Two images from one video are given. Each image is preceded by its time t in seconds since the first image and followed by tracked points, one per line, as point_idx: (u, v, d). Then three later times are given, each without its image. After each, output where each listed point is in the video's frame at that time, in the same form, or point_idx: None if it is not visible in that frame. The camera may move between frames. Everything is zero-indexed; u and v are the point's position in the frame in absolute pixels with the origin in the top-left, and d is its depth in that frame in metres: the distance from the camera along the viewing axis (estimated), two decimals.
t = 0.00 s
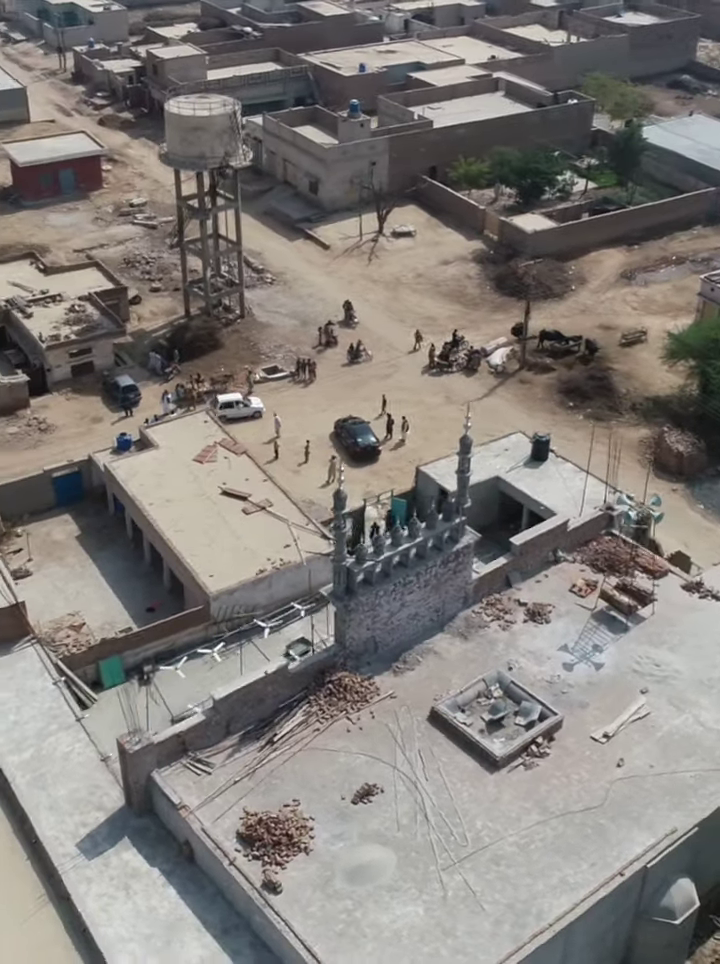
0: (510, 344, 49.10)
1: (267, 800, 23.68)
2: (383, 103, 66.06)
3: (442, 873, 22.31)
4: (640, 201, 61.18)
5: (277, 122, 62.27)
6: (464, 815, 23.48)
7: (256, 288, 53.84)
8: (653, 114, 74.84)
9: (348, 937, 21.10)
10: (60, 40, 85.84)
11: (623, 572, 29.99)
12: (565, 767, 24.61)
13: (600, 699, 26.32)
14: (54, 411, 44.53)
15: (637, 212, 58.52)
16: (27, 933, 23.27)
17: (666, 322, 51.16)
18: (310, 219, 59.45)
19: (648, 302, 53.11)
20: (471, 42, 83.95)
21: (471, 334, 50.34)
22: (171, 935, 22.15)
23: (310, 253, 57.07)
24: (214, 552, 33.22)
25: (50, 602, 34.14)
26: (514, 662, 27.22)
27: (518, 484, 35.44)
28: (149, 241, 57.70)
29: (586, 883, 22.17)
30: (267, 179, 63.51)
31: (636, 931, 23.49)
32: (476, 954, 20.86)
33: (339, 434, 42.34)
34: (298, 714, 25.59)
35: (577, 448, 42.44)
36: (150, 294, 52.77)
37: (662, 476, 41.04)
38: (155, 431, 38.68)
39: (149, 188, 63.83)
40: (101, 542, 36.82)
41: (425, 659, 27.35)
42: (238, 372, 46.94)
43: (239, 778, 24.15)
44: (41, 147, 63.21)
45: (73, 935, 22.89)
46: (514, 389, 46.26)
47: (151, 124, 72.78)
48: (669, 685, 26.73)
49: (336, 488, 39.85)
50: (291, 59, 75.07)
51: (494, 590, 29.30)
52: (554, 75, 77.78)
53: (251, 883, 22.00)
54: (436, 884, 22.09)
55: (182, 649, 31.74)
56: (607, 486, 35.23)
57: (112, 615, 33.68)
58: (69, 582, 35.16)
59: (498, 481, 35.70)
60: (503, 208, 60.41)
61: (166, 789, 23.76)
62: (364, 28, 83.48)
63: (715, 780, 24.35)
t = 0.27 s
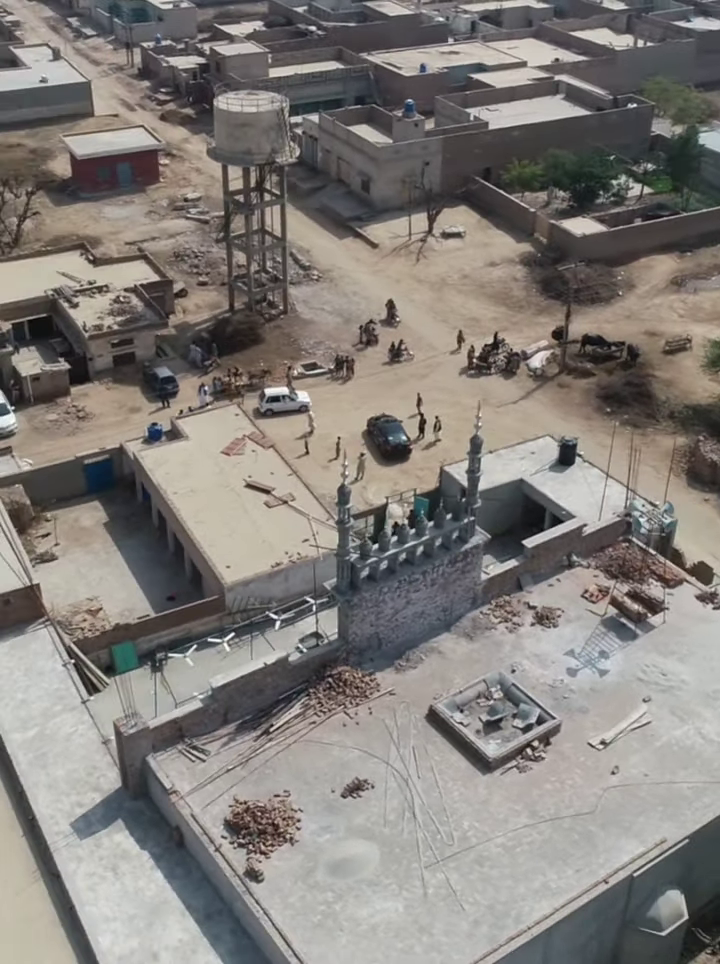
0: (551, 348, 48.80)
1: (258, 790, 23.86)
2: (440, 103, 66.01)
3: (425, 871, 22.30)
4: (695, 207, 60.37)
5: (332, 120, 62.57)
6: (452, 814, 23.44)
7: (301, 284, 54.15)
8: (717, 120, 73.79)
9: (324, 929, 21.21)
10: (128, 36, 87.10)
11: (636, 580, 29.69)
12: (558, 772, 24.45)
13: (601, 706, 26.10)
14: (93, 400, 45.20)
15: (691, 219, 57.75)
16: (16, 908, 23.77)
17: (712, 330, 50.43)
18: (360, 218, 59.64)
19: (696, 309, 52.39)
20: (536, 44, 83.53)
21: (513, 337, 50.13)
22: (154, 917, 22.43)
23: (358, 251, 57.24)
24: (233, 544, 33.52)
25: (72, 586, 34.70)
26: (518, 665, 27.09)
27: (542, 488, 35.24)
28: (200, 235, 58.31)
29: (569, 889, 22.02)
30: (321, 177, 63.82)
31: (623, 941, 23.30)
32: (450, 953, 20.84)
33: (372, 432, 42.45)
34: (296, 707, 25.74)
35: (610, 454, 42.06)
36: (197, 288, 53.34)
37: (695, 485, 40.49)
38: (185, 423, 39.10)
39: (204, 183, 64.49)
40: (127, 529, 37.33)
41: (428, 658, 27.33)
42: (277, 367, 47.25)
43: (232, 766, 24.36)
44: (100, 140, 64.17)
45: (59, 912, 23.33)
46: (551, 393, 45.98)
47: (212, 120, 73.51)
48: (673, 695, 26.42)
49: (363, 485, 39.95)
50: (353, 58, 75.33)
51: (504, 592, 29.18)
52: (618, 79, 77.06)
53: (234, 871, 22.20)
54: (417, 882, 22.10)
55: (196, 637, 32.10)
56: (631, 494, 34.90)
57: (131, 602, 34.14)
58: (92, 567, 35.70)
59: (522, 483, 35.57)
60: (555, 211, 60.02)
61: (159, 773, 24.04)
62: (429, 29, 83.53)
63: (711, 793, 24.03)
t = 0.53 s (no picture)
0: (582, 352, 48.52)
1: (242, 778, 24.07)
2: (487, 104, 65.87)
3: (400, 866, 22.35)
4: None
5: (377, 120, 62.73)
6: (433, 811, 23.47)
7: (336, 282, 54.37)
8: None
9: (295, 919, 21.37)
10: (184, 34, 88.04)
11: (640, 585, 29.47)
12: (544, 774, 24.36)
13: (593, 710, 25.96)
14: (123, 390, 45.77)
15: None
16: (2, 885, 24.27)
17: None
18: (400, 217, 59.74)
19: None
20: (590, 47, 83.00)
21: (545, 340, 49.91)
22: (132, 899, 22.74)
23: (395, 251, 57.33)
24: (244, 537, 33.81)
25: (86, 573, 35.22)
26: (512, 666, 27.03)
27: (556, 491, 35.10)
28: (240, 231, 58.76)
29: (543, 891, 21.95)
30: (364, 176, 64.01)
31: (600, 946, 23.17)
32: (418, 948, 20.89)
33: (394, 430, 42.55)
34: (287, 698, 25.92)
35: (633, 461, 41.74)
36: (233, 283, 53.79)
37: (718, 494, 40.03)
38: (207, 416, 39.49)
39: (248, 179, 64.98)
40: (145, 518, 37.79)
41: (423, 655, 27.37)
42: (306, 364, 47.50)
43: (219, 754, 24.60)
44: (147, 136, 64.94)
45: (42, 891, 23.79)
46: (579, 397, 45.73)
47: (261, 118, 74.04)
48: (667, 703, 26.20)
49: (382, 483, 40.04)
50: (403, 58, 75.40)
51: (505, 593, 29.12)
52: (671, 83, 76.29)
53: (211, 857, 22.43)
54: (392, 877, 22.16)
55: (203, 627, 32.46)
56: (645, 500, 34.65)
57: (142, 591, 34.59)
58: (108, 555, 36.21)
59: (537, 485, 35.48)
60: (597, 215, 59.62)
61: (146, 758, 24.35)
62: (482, 30, 83.38)
63: (697, 802, 23.80)
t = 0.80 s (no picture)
0: (608, 356, 48.21)
1: (223, 768, 24.28)
2: (528, 106, 65.64)
3: (372, 861, 22.43)
4: None
5: (416, 120, 62.79)
6: (409, 807, 23.52)
7: (367, 281, 54.52)
8: None
9: (263, 908, 21.56)
10: (233, 31, 88.72)
11: (639, 590, 29.26)
12: (524, 775, 24.32)
13: (580, 714, 25.85)
14: (147, 383, 46.26)
15: None
16: None
17: None
18: (435, 218, 59.75)
19: None
20: (639, 50, 82.35)
21: (572, 343, 49.66)
22: (108, 882, 23.04)
23: (428, 251, 57.35)
24: (250, 530, 34.07)
25: (96, 561, 35.70)
26: (502, 666, 26.98)
27: (565, 493, 34.96)
28: (275, 229, 59.12)
29: (513, 892, 21.91)
30: (402, 176, 64.11)
31: (573, 950, 23.08)
32: (383, 942, 20.96)
33: (413, 429, 42.61)
34: (275, 690, 26.09)
35: (652, 467, 41.41)
36: (263, 280, 54.14)
37: None
38: (224, 410, 39.81)
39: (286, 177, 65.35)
40: (158, 509, 38.18)
41: (415, 653, 27.41)
42: (330, 361, 47.68)
43: (202, 742, 24.83)
44: (188, 132, 65.56)
45: (25, 871, 24.22)
46: (602, 401, 45.44)
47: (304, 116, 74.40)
48: (655, 708, 26.02)
49: (396, 482, 40.11)
50: (448, 59, 75.34)
51: (502, 593, 29.06)
52: None
53: (186, 843, 22.68)
54: (363, 870, 22.25)
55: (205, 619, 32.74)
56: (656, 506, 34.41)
57: (149, 580, 34.97)
58: (119, 544, 36.66)
59: (546, 487, 35.37)
60: (633, 219, 59.16)
61: (130, 744, 24.65)
62: (530, 32, 83.06)
63: (677, 809, 23.62)
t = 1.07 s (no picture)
0: (631, 361, 47.87)
1: (203, 756, 24.51)
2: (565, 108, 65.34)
3: (342, 853, 22.53)
4: None
5: (451, 121, 62.78)
6: (384, 802, 23.59)
7: (394, 280, 54.58)
8: None
9: (230, 895, 21.75)
10: (279, 30, 89.19)
11: (635, 595, 29.07)
12: (502, 774, 24.28)
13: (563, 716, 25.75)
14: (169, 375, 46.69)
15: None
16: None
17: None
18: (466, 218, 59.66)
19: None
20: (686, 54, 81.54)
21: (596, 347, 49.37)
22: (84, 865, 23.36)
23: (458, 251, 57.30)
24: (255, 524, 34.32)
25: (104, 551, 36.19)
26: (489, 666, 26.96)
27: (572, 496, 34.73)
28: (307, 226, 59.39)
29: (481, 890, 21.90)
30: (437, 177, 64.12)
31: (543, 952, 23.01)
32: (346, 935, 21.06)
33: (428, 429, 42.63)
34: (261, 681, 26.27)
35: (667, 473, 41.06)
36: (291, 277, 54.43)
37: None
38: (238, 404, 40.12)
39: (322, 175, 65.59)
40: (169, 501, 38.54)
41: (403, 650, 27.45)
42: (351, 359, 47.82)
43: (184, 731, 25.09)
44: (225, 130, 66.04)
45: (6, 853, 24.67)
46: (621, 406, 45.14)
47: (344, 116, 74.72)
48: (641, 714, 25.84)
49: (408, 481, 40.16)
50: (490, 60, 75.13)
51: (496, 594, 29.02)
52: None
53: (159, 829, 22.94)
54: (332, 863, 22.36)
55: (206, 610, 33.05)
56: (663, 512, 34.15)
57: (156, 571, 35.33)
58: (128, 534, 37.08)
59: (553, 491, 35.19)
60: (667, 223, 58.65)
61: (112, 729, 24.96)
62: (576, 34, 82.58)
63: (654, 814, 23.46)
